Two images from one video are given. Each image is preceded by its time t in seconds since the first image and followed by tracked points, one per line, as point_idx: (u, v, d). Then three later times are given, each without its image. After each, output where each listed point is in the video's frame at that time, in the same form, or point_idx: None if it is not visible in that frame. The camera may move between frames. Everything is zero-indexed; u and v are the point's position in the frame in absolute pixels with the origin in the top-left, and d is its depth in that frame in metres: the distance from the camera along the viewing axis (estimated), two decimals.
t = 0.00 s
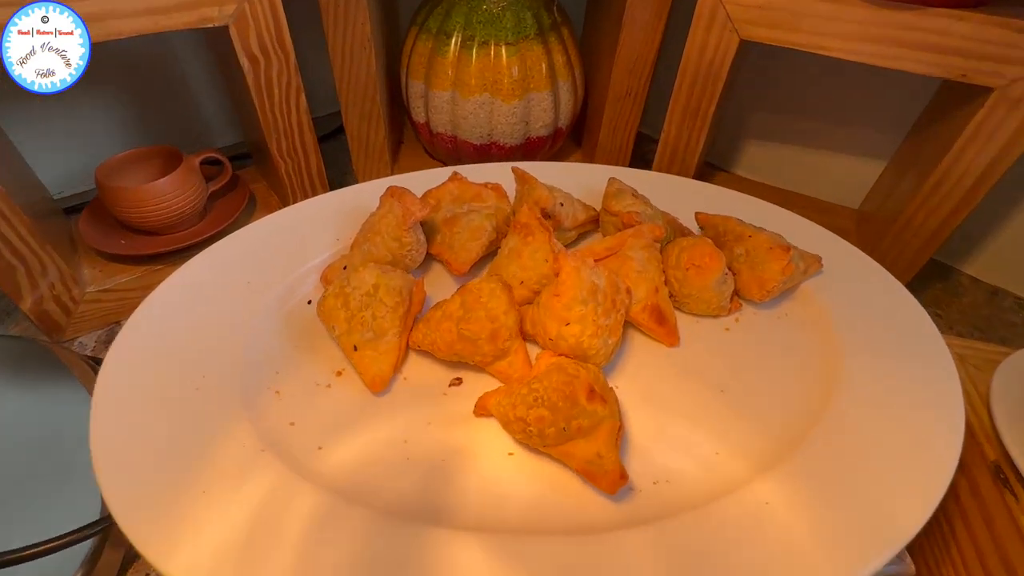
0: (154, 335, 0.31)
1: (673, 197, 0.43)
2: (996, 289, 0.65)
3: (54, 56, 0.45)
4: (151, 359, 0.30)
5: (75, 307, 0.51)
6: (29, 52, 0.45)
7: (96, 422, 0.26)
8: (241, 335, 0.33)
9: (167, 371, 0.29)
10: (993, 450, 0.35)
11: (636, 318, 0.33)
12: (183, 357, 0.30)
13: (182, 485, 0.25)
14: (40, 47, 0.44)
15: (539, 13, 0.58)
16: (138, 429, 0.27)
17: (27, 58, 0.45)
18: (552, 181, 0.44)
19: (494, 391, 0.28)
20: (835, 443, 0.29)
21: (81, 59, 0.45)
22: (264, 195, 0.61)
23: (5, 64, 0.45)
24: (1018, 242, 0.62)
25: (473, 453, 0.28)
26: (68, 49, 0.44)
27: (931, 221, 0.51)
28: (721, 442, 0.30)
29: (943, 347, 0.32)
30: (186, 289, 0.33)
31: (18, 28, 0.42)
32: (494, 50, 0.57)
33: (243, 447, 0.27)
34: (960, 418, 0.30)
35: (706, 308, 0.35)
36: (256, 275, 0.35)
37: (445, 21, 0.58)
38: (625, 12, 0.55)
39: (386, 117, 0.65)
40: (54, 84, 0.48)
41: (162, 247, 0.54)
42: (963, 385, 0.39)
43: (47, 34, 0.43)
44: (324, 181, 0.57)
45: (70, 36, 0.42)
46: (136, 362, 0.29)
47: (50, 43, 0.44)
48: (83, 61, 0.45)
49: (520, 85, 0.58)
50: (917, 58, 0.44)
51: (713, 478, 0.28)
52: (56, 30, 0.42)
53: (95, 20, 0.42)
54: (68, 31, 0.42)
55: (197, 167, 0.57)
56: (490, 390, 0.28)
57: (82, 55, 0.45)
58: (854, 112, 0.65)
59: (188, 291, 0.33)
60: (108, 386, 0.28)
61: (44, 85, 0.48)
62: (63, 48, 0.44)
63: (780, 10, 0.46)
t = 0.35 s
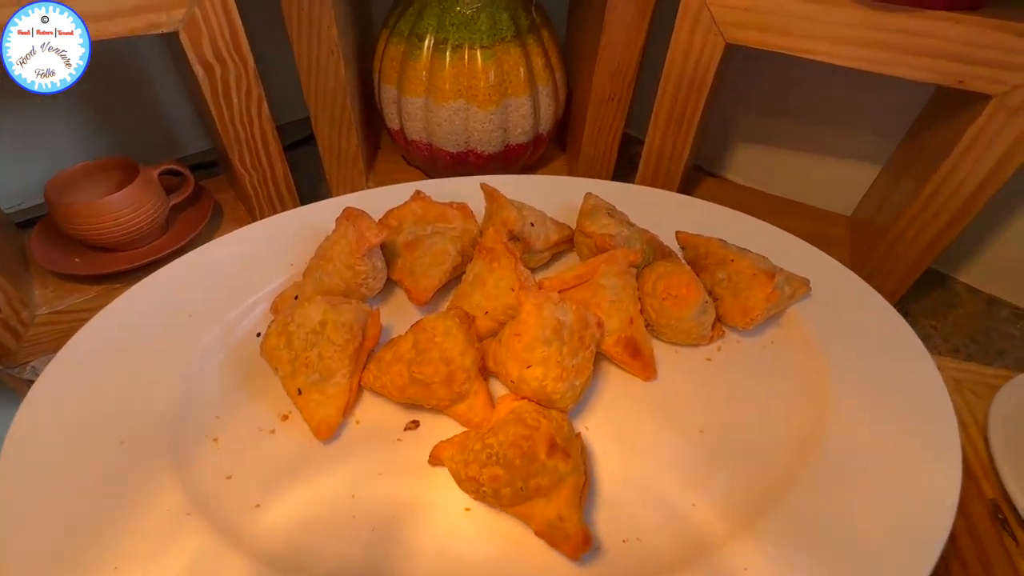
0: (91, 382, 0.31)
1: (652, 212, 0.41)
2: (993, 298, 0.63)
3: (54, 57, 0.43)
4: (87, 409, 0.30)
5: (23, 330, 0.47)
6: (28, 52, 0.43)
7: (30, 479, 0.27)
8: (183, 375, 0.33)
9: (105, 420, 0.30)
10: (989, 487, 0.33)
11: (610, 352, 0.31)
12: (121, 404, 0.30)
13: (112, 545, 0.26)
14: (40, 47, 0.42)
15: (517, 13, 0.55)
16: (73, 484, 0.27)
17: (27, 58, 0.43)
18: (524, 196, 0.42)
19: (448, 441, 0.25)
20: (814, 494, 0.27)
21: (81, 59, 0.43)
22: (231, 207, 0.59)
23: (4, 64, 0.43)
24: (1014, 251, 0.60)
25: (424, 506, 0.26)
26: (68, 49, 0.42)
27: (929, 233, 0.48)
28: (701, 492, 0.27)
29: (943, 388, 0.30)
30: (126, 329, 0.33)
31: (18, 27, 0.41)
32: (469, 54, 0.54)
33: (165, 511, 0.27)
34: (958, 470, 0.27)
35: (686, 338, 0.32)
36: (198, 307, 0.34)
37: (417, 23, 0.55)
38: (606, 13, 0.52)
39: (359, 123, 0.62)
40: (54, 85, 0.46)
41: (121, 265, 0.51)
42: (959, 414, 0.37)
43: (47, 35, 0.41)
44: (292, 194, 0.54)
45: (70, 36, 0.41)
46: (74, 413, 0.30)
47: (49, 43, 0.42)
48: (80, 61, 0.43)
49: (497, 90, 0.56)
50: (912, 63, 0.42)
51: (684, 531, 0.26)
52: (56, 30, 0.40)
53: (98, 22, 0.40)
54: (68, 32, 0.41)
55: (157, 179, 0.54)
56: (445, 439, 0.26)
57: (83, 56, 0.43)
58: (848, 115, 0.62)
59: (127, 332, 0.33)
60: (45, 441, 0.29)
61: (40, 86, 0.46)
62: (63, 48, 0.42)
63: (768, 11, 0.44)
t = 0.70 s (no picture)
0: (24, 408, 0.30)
1: (626, 220, 0.39)
2: (981, 301, 0.61)
3: (54, 57, 0.42)
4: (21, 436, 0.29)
5: None
6: (28, 52, 0.42)
7: None
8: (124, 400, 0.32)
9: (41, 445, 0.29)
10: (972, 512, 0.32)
11: (574, 373, 0.29)
12: (53, 431, 0.29)
13: None
14: (40, 47, 0.42)
15: (490, 13, 0.54)
16: None
17: (27, 58, 0.42)
18: (493, 205, 0.40)
19: (394, 475, 0.24)
20: (783, 523, 0.26)
21: (81, 59, 0.43)
22: (198, 215, 0.57)
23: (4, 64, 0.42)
24: (1003, 255, 0.58)
25: (371, 544, 0.25)
26: (68, 50, 0.42)
27: (914, 238, 0.47)
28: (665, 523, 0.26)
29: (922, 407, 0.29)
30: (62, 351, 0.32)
31: (18, 27, 0.40)
32: (441, 56, 0.52)
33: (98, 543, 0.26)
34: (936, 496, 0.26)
35: (655, 356, 0.31)
36: (140, 329, 0.33)
37: (387, 24, 0.53)
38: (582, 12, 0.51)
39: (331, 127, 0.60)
40: (53, 85, 0.45)
41: (80, 278, 0.49)
42: (943, 429, 0.36)
43: (45, 35, 0.41)
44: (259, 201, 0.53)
45: (70, 36, 0.40)
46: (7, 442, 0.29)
47: (49, 43, 0.41)
48: (77, 62, 0.43)
49: (470, 92, 0.54)
50: (892, 65, 0.40)
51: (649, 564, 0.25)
52: (55, 30, 0.40)
53: (93, 19, 0.40)
54: (68, 32, 0.40)
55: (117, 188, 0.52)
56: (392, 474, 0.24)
57: (82, 56, 0.43)
58: (833, 116, 0.61)
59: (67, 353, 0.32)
60: None
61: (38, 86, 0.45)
62: (63, 49, 0.42)
63: (745, 12, 0.42)
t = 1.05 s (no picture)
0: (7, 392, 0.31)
1: (592, 212, 0.41)
2: (948, 292, 0.63)
3: (54, 57, 0.44)
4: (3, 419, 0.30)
5: None
6: (28, 52, 0.43)
7: None
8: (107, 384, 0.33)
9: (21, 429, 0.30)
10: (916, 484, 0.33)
11: (535, 353, 0.31)
12: (37, 414, 0.31)
13: (27, 553, 0.26)
14: (39, 47, 0.43)
15: (467, 14, 0.55)
16: None
17: (27, 58, 0.44)
18: (466, 198, 0.42)
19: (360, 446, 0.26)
20: (725, 487, 0.27)
21: (81, 60, 0.44)
22: (184, 211, 0.58)
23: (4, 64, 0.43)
24: (967, 246, 0.60)
25: (336, 513, 0.27)
26: (68, 50, 0.43)
27: (876, 228, 0.49)
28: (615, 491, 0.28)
29: (861, 376, 0.30)
30: (44, 341, 0.33)
31: (18, 27, 0.42)
32: (419, 55, 0.54)
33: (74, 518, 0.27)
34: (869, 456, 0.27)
35: (613, 337, 0.32)
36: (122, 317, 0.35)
37: (367, 25, 0.55)
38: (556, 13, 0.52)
39: (316, 125, 0.61)
40: (54, 85, 0.46)
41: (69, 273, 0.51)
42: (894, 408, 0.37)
43: (47, 35, 0.42)
44: (243, 197, 0.54)
45: (70, 36, 0.42)
46: None
47: (49, 43, 0.43)
48: (77, 61, 0.44)
49: (449, 90, 0.56)
50: (847, 61, 0.42)
51: (602, 531, 0.27)
52: (56, 30, 0.42)
53: (95, 19, 0.41)
54: (69, 32, 0.42)
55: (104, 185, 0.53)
56: (356, 444, 0.25)
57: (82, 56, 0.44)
58: (803, 112, 0.62)
59: (46, 342, 0.33)
60: None
61: (39, 86, 0.46)
62: (64, 49, 0.43)
63: (707, 11, 0.44)
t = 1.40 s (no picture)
0: (53, 337, 0.33)
1: (579, 186, 0.46)
2: (914, 269, 0.68)
3: (54, 56, 0.48)
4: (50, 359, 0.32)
5: (10, 310, 0.51)
6: (29, 52, 0.47)
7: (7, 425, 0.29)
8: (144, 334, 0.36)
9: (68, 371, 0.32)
10: (866, 417, 0.38)
11: (527, 303, 0.36)
12: (88, 355, 0.32)
13: (88, 474, 0.27)
14: (40, 47, 0.47)
15: (465, 13, 0.60)
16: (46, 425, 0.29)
17: (27, 58, 0.48)
18: (465, 174, 0.47)
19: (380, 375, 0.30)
20: (691, 407, 0.32)
21: (81, 59, 0.48)
22: (203, 196, 0.62)
23: (6, 64, 0.47)
24: (930, 226, 0.65)
25: (356, 432, 0.30)
26: (68, 49, 0.47)
27: (842, 205, 0.53)
28: (595, 415, 0.32)
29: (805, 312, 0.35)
30: (91, 296, 0.36)
31: (18, 28, 0.45)
32: (421, 51, 0.59)
33: (130, 437, 0.29)
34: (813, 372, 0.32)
35: (598, 291, 0.37)
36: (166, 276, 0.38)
37: (373, 24, 0.60)
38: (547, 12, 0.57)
39: (326, 117, 0.66)
40: (54, 84, 0.51)
41: (102, 250, 0.55)
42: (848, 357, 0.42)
43: (48, 36, 0.46)
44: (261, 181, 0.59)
45: (70, 36, 0.46)
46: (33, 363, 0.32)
47: (50, 43, 0.47)
48: (77, 60, 0.48)
49: (449, 83, 0.60)
50: (806, 52, 0.47)
51: (584, 443, 0.30)
52: (56, 30, 0.45)
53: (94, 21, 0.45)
54: (69, 32, 0.46)
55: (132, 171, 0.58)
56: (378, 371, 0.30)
57: (81, 56, 0.49)
58: (777, 101, 0.67)
59: (89, 293, 0.36)
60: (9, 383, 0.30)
61: (40, 86, 0.50)
62: (63, 48, 0.47)
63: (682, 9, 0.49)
